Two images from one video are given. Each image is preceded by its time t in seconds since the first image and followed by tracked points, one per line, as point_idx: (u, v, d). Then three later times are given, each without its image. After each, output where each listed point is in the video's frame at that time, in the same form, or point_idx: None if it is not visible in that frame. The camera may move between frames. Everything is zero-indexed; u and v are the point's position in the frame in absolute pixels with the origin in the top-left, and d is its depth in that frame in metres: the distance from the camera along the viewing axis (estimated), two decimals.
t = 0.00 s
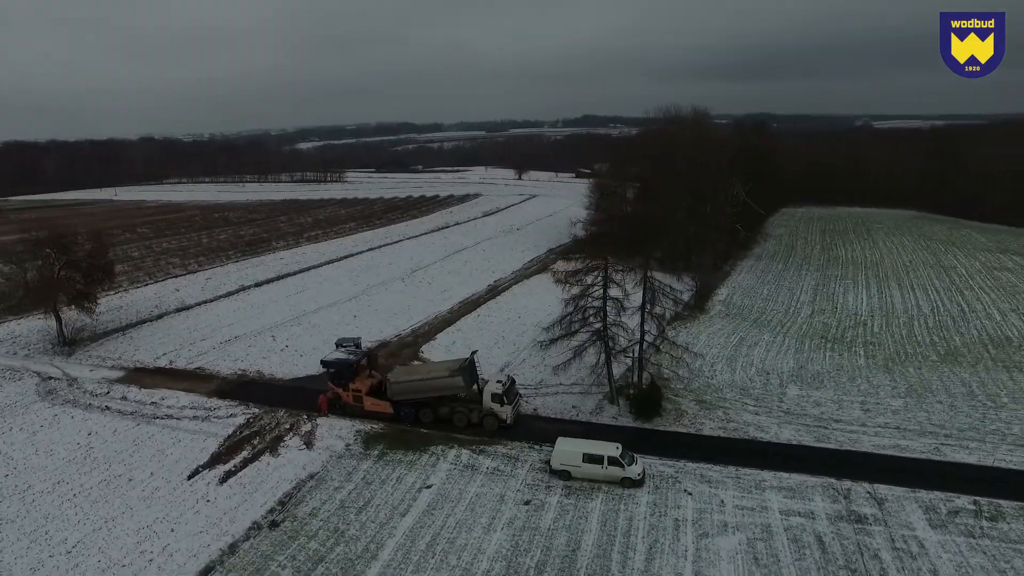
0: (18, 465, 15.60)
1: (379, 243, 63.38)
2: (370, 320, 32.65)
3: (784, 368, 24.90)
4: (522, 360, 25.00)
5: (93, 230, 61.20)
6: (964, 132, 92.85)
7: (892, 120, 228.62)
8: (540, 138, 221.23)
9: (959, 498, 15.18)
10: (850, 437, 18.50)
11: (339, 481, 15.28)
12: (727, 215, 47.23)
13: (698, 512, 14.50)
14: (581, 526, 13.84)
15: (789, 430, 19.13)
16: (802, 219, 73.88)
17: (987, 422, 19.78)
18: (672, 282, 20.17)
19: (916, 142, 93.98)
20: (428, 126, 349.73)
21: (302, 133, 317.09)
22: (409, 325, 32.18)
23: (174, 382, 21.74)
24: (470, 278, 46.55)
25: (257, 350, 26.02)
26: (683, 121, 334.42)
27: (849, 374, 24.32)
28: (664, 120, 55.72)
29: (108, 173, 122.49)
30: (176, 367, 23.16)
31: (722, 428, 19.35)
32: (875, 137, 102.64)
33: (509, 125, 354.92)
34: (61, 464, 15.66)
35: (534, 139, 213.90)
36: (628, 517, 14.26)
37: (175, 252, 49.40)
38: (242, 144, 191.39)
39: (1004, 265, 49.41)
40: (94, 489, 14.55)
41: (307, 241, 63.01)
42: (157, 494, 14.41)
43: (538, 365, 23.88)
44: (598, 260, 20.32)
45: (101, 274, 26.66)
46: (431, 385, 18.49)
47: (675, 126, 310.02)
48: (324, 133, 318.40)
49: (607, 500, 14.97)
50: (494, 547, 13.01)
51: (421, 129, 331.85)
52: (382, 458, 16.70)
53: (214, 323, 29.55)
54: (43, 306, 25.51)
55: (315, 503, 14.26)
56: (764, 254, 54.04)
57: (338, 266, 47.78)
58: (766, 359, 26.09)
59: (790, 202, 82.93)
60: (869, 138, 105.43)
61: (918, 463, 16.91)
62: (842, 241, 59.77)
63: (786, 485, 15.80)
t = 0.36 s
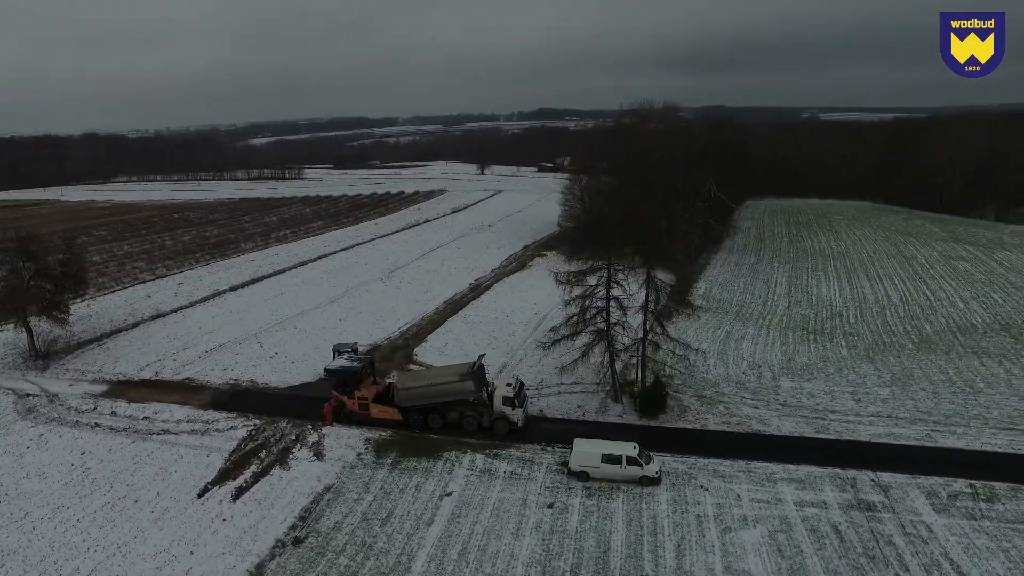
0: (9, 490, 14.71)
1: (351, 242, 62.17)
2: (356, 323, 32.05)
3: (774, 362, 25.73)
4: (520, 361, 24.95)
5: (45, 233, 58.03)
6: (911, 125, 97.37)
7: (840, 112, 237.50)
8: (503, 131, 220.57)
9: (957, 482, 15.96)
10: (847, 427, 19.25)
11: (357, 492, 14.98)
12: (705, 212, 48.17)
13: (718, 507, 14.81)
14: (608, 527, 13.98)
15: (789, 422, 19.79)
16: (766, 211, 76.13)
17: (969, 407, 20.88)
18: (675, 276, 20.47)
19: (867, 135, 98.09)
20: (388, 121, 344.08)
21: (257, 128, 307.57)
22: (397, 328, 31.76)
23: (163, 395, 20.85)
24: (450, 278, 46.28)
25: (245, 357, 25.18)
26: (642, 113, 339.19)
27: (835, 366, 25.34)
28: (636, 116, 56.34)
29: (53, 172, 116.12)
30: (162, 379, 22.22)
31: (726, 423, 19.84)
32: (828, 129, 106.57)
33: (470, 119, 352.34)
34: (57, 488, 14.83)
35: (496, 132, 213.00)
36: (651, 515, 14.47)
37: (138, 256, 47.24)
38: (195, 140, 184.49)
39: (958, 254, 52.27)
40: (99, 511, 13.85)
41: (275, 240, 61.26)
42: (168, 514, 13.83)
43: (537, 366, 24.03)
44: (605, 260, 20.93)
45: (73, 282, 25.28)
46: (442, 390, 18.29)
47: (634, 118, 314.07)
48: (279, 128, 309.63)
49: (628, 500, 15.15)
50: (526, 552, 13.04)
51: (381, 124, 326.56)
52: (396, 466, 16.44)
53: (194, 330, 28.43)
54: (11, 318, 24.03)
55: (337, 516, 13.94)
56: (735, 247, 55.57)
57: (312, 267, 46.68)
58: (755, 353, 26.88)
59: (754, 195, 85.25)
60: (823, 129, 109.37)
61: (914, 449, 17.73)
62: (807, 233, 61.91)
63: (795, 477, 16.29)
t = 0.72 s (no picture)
0: None
1: (319, 241, 60.72)
2: (340, 326, 31.31)
3: (759, 354, 26.63)
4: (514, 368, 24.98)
5: None
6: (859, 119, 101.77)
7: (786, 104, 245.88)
8: (463, 124, 218.83)
9: (946, 463, 16.86)
10: (838, 415, 20.10)
11: (373, 502, 14.74)
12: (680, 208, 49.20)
13: (730, 499, 15.22)
14: (629, 524, 14.19)
15: (784, 412, 20.53)
16: (729, 203, 78.24)
17: (946, 392, 22.08)
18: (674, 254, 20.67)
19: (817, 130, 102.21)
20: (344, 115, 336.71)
21: (206, 123, 296.21)
22: (382, 331, 31.22)
23: (150, 408, 19.93)
24: (427, 277, 45.88)
25: (231, 365, 24.33)
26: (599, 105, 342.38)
27: (816, 356, 26.46)
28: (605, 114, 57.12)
29: None
30: (146, 391, 21.24)
31: (723, 416, 20.41)
32: (782, 122, 110.13)
33: (427, 112, 348.18)
34: (52, 513, 14.02)
35: (457, 126, 211.20)
36: (669, 511, 14.75)
37: (95, 261, 44.90)
38: (139, 136, 175.83)
39: (911, 244, 55.20)
40: (103, 537, 13.19)
41: (239, 241, 59.23)
42: (179, 535, 13.28)
43: (533, 366, 24.21)
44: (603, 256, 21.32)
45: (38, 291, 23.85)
46: (449, 394, 18.18)
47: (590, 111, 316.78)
48: (231, 123, 299.14)
49: (643, 496, 15.41)
50: (554, 554, 13.11)
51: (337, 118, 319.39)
52: (408, 473, 16.24)
53: (171, 338, 27.25)
54: None
55: (358, 528, 13.69)
56: (705, 240, 56.99)
57: (284, 268, 45.33)
58: (740, 346, 27.77)
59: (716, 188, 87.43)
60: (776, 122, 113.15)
61: (902, 434, 18.66)
62: (770, 225, 64.02)
63: (798, 466, 16.88)
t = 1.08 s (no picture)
0: None
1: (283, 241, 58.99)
2: (319, 329, 30.60)
3: (739, 346, 27.64)
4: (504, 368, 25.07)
5: None
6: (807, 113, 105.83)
7: (736, 97, 252.88)
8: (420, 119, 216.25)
9: (927, 445, 17.82)
10: (823, 403, 21.07)
11: (385, 511, 14.51)
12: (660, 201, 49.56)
13: (735, 489, 15.69)
14: (643, 520, 14.43)
15: (772, 402, 21.42)
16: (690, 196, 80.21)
17: (917, 376, 23.44)
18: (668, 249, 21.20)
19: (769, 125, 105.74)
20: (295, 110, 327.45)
21: (148, 119, 282.98)
22: (364, 333, 30.69)
23: (132, 424, 19.02)
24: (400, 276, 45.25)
25: (212, 373, 23.43)
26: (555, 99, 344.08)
27: (793, 347, 27.70)
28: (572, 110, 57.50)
29: None
30: (125, 406, 20.26)
31: (715, 408, 21.05)
32: (734, 117, 113.41)
33: (383, 107, 342.47)
34: (43, 542, 13.24)
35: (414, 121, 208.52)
36: (679, 504, 15.08)
37: (45, 268, 42.39)
38: (77, 133, 166.46)
39: (864, 234, 58.02)
40: (106, 565, 12.57)
41: (199, 242, 56.98)
42: (187, 558, 12.79)
43: (526, 366, 24.37)
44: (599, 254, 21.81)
45: None
46: (451, 397, 18.06)
47: (546, 104, 317.55)
48: (175, 119, 286.69)
49: (652, 491, 15.70)
50: (575, 554, 13.23)
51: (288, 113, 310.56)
52: (416, 480, 16.05)
53: (142, 348, 26.04)
54: None
55: (375, 539, 13.48)
56: (671, 233, 58.29)
57: (250, 270, 43.85)
58: (720, 339, 28.75)
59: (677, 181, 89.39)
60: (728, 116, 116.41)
61: (883, 418, 19.68)
62: (731, 217, 66.07)
63: (793, 454, 17.53)
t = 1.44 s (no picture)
0: None
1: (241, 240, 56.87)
2: (294, 332, 29.70)
3: (715, 337, 28.87)
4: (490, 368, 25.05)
5: None
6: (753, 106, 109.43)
7: (682, 87, 258.69)
8: (372, 112, 212.18)
9: (903, 425, 18.92)
10: (803, 390, 22.31)
11: (395, 519, 14.33)
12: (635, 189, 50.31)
13: (733, 478, 16.23)
14: (650, 512, 14.74)
15: (754, 392, 22.46)
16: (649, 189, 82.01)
17: (883, 360, 25.11)
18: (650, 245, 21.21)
19: (718, 118, 108.82)
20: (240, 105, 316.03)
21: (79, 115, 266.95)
22: (342, 335, 29.99)
23: (110, 442, 18.06)
24: (369, 275, 44.45)
25: (187, 383, 22.42)
26: (506, 90, 343.22)
27: (765, 337, 29.00)
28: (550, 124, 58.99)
29: None
30: (99, 424, 19.22)
31: (703, 400, 21.81)
32: (684, 109, 116.03)
33: (331, 100, 334.09)
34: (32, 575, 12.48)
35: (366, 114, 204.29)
36: (682, 495, 15.49)
37: None
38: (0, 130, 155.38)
39: (816, 223, 60.84)
40: None
41: (150, 246, 54.31)
42: None
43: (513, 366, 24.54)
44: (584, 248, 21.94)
45: None
46: (449, 399, 17.90)
47: (497, 96, 316.18)
48: (109, 114, 271.37)
49: (655, 483, 16.07)
50: (590, 550, 13.41)
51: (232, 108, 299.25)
52: (420, 485, 15.92)
53: (107, 360, 24.69)
54: None
55: (390, 548, 13.31)
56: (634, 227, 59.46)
57: (208, 272, 42.01)
58: (696, 330, 29.89)
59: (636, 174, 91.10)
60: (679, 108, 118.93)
61: (859, 402, 20.83)
62: (690, 208, 68.01)
63: (782, 441, 18.28)
